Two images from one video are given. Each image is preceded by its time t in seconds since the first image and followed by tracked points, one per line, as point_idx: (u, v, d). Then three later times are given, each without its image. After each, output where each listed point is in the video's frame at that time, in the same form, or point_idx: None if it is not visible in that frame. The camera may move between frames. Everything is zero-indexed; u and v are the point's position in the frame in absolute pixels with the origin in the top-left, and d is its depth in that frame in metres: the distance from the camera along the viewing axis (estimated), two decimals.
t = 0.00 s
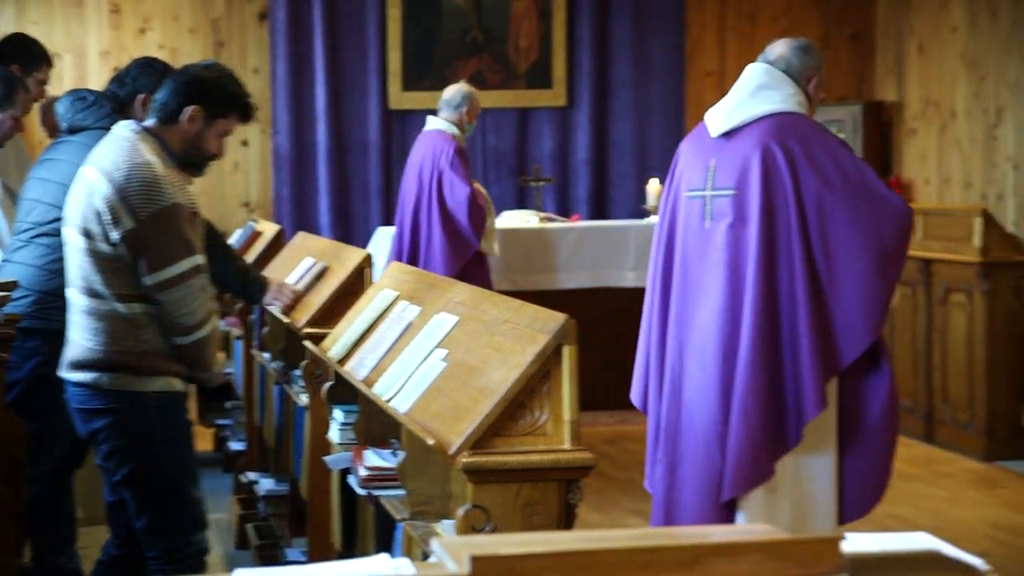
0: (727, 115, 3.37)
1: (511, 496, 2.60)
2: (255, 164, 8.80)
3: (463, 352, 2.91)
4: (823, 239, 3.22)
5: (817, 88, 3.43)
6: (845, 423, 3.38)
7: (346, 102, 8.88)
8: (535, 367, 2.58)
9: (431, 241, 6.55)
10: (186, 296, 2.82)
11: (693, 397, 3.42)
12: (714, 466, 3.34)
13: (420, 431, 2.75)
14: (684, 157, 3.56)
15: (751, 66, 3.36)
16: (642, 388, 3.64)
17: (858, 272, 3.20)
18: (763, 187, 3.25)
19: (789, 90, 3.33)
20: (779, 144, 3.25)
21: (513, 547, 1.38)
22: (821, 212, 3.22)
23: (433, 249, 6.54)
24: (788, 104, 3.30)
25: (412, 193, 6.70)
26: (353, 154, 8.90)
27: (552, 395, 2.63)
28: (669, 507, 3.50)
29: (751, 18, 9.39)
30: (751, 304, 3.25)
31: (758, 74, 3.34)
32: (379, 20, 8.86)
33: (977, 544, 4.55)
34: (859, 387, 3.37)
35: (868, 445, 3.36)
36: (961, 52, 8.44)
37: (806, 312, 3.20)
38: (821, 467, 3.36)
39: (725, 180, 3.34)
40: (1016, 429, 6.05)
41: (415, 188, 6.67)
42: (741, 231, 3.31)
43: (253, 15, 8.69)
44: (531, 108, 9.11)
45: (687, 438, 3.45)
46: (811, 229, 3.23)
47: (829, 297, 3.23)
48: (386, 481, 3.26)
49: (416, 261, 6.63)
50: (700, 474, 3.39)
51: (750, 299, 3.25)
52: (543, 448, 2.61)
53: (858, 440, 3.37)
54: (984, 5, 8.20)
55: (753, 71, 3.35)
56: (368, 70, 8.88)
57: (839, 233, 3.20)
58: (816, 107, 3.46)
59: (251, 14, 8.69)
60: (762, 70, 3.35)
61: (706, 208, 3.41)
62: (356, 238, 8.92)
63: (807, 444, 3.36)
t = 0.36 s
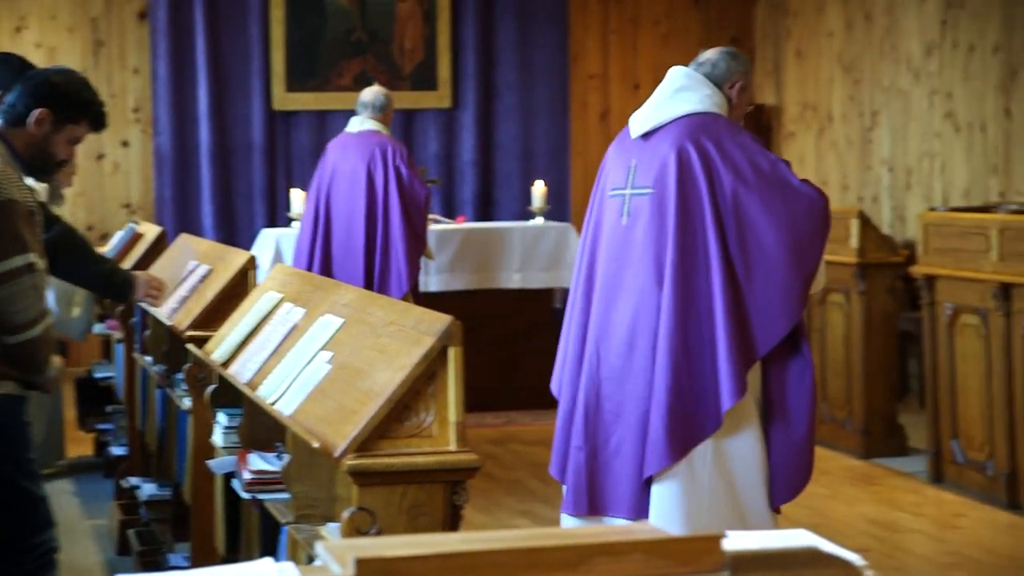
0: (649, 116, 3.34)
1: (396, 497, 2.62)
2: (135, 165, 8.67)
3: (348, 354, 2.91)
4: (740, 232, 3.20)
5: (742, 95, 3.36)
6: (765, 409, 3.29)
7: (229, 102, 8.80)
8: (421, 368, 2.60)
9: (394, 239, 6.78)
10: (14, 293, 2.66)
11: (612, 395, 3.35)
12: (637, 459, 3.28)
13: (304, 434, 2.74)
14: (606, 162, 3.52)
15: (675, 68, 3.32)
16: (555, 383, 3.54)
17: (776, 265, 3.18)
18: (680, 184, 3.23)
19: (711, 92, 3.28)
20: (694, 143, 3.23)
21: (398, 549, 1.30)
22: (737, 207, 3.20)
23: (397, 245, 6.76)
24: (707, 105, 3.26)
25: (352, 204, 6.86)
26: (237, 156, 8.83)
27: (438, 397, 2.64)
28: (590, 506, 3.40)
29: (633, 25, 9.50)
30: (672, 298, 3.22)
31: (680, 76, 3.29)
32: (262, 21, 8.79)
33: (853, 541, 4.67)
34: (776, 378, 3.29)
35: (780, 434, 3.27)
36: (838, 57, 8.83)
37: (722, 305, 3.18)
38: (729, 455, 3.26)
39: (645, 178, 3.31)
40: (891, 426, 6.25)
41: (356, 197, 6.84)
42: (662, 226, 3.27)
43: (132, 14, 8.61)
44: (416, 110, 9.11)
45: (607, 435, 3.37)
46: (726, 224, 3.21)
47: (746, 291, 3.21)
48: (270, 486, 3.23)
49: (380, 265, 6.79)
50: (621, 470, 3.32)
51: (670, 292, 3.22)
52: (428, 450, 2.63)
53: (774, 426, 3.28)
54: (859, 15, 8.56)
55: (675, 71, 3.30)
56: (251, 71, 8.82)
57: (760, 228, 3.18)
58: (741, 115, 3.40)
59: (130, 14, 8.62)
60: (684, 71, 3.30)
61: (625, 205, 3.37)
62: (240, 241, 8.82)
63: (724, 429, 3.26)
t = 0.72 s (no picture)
0: (599, 120, 3.42)
1: (276, 500, 2.61)
2: (6, 167, 8.53)
3: (226, 356, 2.89)
4: (691, 235, 3.33)
5: (685, 98, 3.46)
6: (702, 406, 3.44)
7: (103, 102, 8.63)
8: (300, 371, 2.59)
9: (317, 233, 6.92)
10: None
11: (565, 390, 3.44)
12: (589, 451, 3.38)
13: (182, 438, 2.72)
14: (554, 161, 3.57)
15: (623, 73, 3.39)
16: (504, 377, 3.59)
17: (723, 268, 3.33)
18: (636, 187, 3.33)
19: (659, 98, 3.38)
20: (647, 146, 3.32)
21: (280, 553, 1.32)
22: (688, 210, 3.33)
23: (322, 235, 6.92)
24: (656, 111, 3.36)
25: (267, 211, 6.88)
26: (113, 157, 8.66)
27: (319, 398, 2.62)
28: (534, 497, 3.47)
29: (512, 25, 9.93)
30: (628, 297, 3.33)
31: (629, 82, 3.37)
32: (137, 19, 8.64)
33: (730, 537, 4.78)
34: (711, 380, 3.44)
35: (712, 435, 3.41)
36: (715, 60, 9.17)
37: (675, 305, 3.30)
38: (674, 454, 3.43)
39: (600, 178, 3.39)
40: (767, 425, 6.40)
41: (272, 201, 6.87)
42: (616, 228, 3.37)
43: (3, 11, 8.52)
44: (296, 111, 9.03)
45: (556, 429, 3.44)
46: (678, 226, 3.33)
47: (694, 292, 3.34)
48: (147, 489, 3.21)
49: (307, 258, 6.89)
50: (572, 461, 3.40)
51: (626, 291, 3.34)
52: (309, 453, 2.62)
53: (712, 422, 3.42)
54: (735, 19, 8.87)
55: (623, 77, 3.38)
56: (126, 70, 8.65)
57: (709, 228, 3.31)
58: (684, 116, 3.49)
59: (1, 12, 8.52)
60: (632, 76, 3.38)
61: (580, 206, 3.44)
62: (117, 243, 8.65)
63: (669, 429, 3.42)
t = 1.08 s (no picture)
0: (533, 122, 3.74)
1: (166, 505, 2.58)
2: None
3: (114, 359, 2.83)
4: (632, 226, 3.69)
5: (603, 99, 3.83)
6: (657, 387, 3.83)
7: None
8: (190, 374, 2.54)
9: (213, 234, 6.84)
10: None
11: (527, 378, 3.81)
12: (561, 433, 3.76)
13: (67, 441, 2.66)
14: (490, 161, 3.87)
15: (550, 78, 3.72)
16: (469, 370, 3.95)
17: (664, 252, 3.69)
18: (576, 186, 3.67)
19: (588, 99, 3.72)
20: (584, 148, 3.67)
21: (167, 560, 1.37)
22: (626, 204, 3.69)
23: (217, 237, 6.83)
24: (587, 111, 3.70)
25: (162, 218, 6.77)
26: None
27: (208, 403, 2.58)
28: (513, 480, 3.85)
29: (404, 27, 9.93)
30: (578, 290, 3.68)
31: (558, 85, 3.70)
32: (21, 17, 8.45)
33: (622, 535, 4.83)
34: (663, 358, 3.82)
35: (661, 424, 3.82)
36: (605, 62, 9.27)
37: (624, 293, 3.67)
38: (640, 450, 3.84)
39: (540, 180, 3.71)
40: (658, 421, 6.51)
41: (167, 207, 6.75)
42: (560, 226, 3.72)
43: None
44: (184, 111, 8.90)
45: (525, 413, 3.83)
46: (620, 219, 3.69)
47: (641, 277, 3.71)
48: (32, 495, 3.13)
49: (202, 260, 6.79)
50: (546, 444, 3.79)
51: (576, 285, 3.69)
52: (199, 456, 2.58)
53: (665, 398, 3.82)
54: (625, 23, 8.98)
55: (552, 81, 3.71)
56: (10, 69, 8.46)
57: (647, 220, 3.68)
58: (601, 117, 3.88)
59: None
60: (560, 80, 3.71)
61: (521, 205, 3.77)
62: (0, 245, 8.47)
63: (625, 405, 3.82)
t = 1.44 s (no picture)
0: (443, 123, 3.86)
1: (58, 511, 2.53)
2: None
3: None
4: (533, 226, 3.81)
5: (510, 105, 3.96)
6: (556, 373, 3.93)
7: None
8: (82, 376, 2.50)
9: (103, 234, 6.71)
10: None
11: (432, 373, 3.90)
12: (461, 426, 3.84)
13: None
14: (403, 161, 3.99)
15: (459, 81, 3.86)
16: (377, 365, 4.04)
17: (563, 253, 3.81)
18: (482, 185, 3.79)
19: (495, 102, 3.85)
20: (489, 147, 3.79)
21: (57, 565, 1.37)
22: (527, 205, 3.81)
23: (107, 237, 6.70)
24: (495, 112, 3.83)
25: (52, 218, 6.60)
26: None
27: (101, 405, 2.55)
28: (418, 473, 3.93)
29: (299, 28, 9.86)
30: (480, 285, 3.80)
31: (467, 88, 3.84)
32: None
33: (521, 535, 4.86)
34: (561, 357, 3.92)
35: (567, 403, 3.93)
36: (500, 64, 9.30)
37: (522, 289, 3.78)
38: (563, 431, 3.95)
39: (449, 178, 3.83)
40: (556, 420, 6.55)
41: (57, 206, 6.60)
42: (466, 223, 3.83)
43: None
44: (74, 110, 8.76)
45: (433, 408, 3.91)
46: (523, 220, 3.80)
47: (542, 276, 3.82)
48: None
49: (92, 261, 6.66)
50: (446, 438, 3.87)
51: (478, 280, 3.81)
52: (92, 460, 2.55)
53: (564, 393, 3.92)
54: (521, 25, 9.02)
55: (462, 84, 3.85)
56: None
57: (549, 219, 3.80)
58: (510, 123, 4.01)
59: None
60: (470, 83, 3.85)
61: (431, 204, 3.89)
62: None
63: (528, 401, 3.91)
